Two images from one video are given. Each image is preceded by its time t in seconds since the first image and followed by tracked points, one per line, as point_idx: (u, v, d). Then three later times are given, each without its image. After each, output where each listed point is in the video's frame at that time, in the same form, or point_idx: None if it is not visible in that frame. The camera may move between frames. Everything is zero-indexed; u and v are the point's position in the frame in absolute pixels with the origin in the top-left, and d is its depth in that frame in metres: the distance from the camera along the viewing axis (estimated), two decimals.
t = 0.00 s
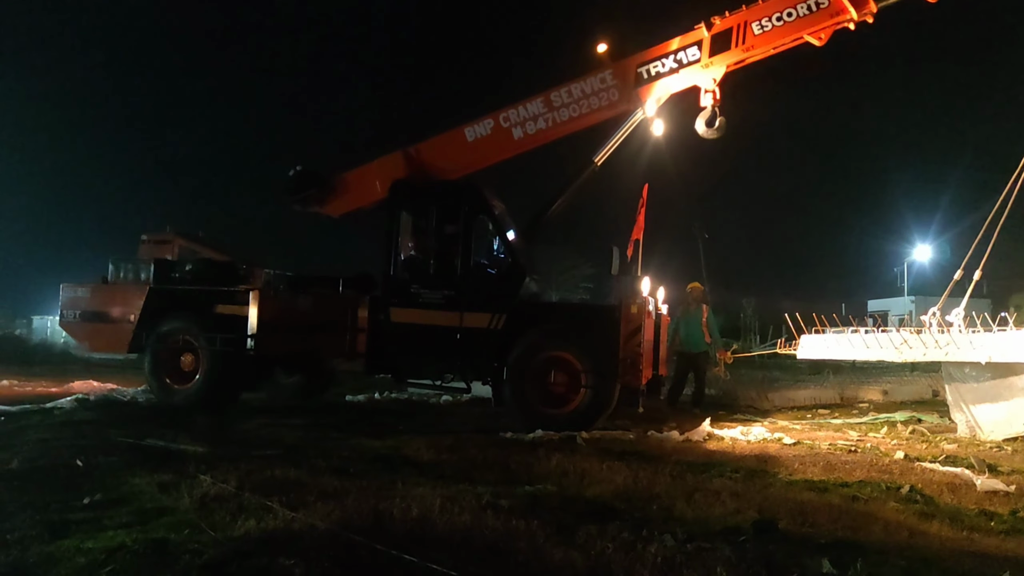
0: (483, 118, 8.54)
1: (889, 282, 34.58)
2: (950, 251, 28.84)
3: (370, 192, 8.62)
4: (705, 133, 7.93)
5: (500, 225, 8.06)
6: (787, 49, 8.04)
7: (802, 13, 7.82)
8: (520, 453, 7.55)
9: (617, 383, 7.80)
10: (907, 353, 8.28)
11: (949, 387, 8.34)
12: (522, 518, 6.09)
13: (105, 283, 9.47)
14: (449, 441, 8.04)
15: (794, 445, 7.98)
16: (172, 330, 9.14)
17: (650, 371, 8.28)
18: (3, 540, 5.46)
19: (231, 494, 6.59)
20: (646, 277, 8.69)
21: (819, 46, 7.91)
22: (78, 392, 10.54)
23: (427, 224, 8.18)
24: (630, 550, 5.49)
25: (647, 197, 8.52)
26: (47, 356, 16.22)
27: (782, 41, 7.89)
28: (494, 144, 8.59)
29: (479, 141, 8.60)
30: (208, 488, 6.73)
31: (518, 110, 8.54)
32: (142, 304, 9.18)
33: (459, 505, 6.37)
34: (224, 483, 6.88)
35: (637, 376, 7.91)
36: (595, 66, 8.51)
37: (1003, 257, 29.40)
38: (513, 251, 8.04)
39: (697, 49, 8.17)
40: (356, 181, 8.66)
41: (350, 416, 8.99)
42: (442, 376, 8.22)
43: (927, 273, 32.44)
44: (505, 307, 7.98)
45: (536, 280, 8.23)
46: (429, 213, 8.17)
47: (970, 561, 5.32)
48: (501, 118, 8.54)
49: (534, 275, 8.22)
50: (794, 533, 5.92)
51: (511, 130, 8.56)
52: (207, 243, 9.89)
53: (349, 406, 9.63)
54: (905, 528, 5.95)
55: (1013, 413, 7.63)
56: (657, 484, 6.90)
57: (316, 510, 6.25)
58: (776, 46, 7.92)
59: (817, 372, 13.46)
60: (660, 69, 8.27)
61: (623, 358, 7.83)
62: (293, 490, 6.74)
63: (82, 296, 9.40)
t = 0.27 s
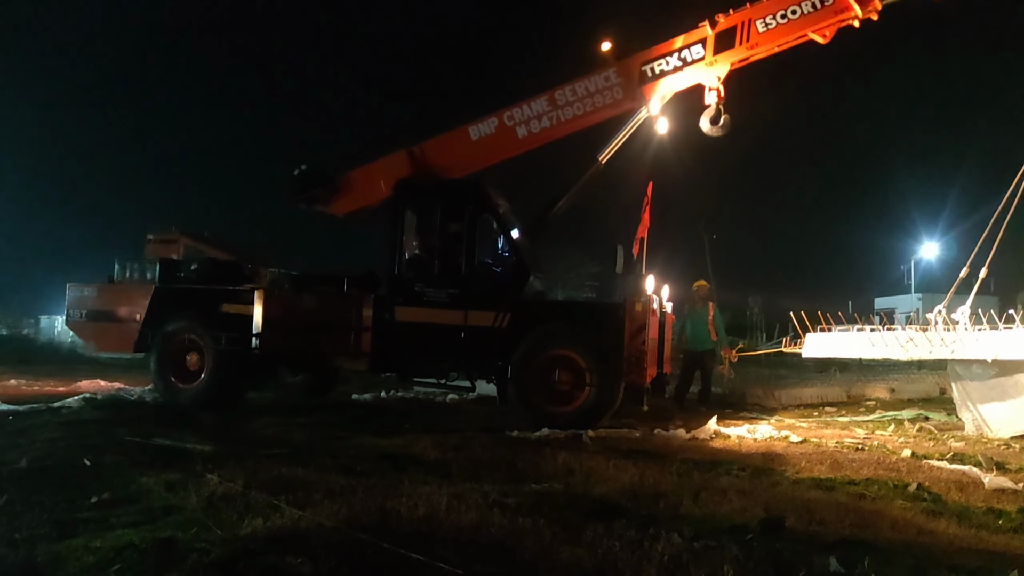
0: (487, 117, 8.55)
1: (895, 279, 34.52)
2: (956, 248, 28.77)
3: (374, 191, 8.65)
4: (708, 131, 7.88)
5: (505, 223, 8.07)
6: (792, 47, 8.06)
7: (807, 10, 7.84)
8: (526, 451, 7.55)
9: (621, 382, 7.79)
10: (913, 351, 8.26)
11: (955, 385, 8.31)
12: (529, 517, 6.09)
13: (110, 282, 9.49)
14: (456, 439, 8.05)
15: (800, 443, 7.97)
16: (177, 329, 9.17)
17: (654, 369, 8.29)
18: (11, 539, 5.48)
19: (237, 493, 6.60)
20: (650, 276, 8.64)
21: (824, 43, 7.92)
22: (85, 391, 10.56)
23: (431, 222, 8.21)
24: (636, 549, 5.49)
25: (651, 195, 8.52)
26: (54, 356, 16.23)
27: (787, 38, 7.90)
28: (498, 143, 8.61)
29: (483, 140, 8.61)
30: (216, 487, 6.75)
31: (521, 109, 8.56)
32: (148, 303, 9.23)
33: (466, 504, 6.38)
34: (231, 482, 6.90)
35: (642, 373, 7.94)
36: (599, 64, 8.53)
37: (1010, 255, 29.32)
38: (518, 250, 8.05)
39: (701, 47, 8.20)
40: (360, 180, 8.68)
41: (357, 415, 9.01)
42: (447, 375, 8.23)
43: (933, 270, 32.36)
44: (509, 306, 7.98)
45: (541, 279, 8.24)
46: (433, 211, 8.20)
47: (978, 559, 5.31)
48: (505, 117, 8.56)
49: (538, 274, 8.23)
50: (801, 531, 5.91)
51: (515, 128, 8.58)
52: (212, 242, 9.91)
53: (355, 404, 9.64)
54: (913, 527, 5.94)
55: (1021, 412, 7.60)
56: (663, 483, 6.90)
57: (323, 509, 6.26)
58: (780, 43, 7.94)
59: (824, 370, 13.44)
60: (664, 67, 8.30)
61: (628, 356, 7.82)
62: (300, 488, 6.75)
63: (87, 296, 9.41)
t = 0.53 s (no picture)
0: (488, 118, 8.58)
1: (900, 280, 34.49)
2: (962, 248, 28.74)
3: (376, 192, 8.69)
4: (711, 131, 8.00)
5: (505, 224, 8.13)
6: (793, 46, 8.10)
7: (808, 10, 7.87)
8: (531, 451, 7.56)
9: (622, 382, 7.79)
10: (917, 352, 8.25)
11: (960, 387, 8.27)
12: (534, 517, 6.09)
13: (115, 284, 9.51)
14: (460, 440, 8.06)
15: (806, 443, 7.97)
16: (180, 330, 9.20)
17: (656, 369, 8.31)
18: (18, 540, 5.50)
19: (243, 494, 6.61)
20: (652, 276, 8.63)
21: (826, 42, 7.98)
22: (90, 393, 10.59)
23: (433, 223, 8.28)
24: (641, 549, 5.48)
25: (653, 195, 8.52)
26: (60, 358, 16.26)
27: (788, 38, 7.95)
28: (500, 143, 8.64)
29: (485, 141, 8.64)
30: (221, 488, 6.76)
31: (523, 109, 8.58)
32: (150, 304, 9.25)
33: (471, 504, 6.37)
34: (237, 483, 6.91)
35: (644, 373, 7.86)
36: (600, 64, 8.55)
37: (1015, 254, 29.28)
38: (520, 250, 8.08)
39: (702, 47, 8.24)
40: (361, 181, 8.73)
41: (362, 416, 9.03)
42: (450, 375, 8.27)
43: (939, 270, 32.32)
44: (510, 306, 8.05)
45: (543, 279, 8.35)
46: (434, 210, 8.29)
47: (984, 560, 5.29)
48: (506, 117, 8.59)
49: (540, 274, 8.32)
50: (806, 531, 5.90)
51: (517, 129, 8.61)
52: (215, 244, 9.94)
53: (360, 405, 9.66)
54: (919, 527, 5.92)
55: None
56: (668, 483, 6.89)
57: (329, 509, 6.26)
58: (781, 43, 8.00)
59: (830, 371, 13.44)
60: (665, 67, 8.33)
61: (629, 356, 7.83)
62: (305, 489, 6.76)
63: (91, 298, 9.42)
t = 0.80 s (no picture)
0: (488, 120, 8.68)
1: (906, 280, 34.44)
2: (967, 248, 28.69)
3: (376, 195, 8.80)
4: (710, 133, 8.09)
5: (505, 226, 8.18)
6: (792, 47, 8.22)
7: (807, 11, 7.98)
8: (537, 454, 7.56)
9: (621, 385, 7.86)
10: (921, 354, 8.23)
11: (966, 390, 8.29)
12: (540, 519, 6.09)
13: (117, 286, 9.52)
14: (466, 442, 8.07)
15: (812, 445, 7.95)
16: (181, 333, 9.22)
17: (656, 371, 8.32)
18: (25, 543, 5.51)
19: (249, 497, 6.62)
20: (652, 277, 8.81)
21: (824, 43, 8.11)
22: (96, 396, 10.60)
23: (433, 225, 8.35)
24: (648, 552, 5.47)
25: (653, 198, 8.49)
26: (66, 361, 16.29)
27: (787, 39, 8.06)
28: (499, 145, 8.73)
29: (485, 143, 8.73)
30: (227, 490, 6.77)
31: (522, 111, 8.67)
32: (152, 307, 9.27)
33: (476, 506, 6.37)
34: (242, 485, 6.92)
35: (643, 375, 7.98)
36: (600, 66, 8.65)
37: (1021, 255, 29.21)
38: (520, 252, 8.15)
39: (701, 48, 8.33)
40: (362, 183, 8.86)
41: (368, 418, 9.05)
42: (453, 376, 8.29)
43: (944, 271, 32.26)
44: (510, 308, 8.10)
45: (543, 281, 8.34)
46: (434, 212, 8.35)
47: (992, 562, 5.27)
48: (506, 119, 8.68)
49: (539, 276, 8.30)
50: (813, 533, 5.88)
51: (516, 131, 8.69)
52: (218, 245, 9.92)
53: (365, 407, 9.68)
54: (926, 529, 5.90)
55: None
56: (674, 485, 6.88)
57: (335, 512, 6.26)
58: (780, 44, 8.10)
59: (836, 372, 13.43)
60: (664, 69, 8.43)
61: (628, 358, 7.91)
62: (311, 492, 6.76)
63: (93, 301, 9.46)
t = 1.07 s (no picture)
0: (489, 124, 8.93)
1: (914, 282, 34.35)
2: (975, 249, 28.60)
3: (378, 198, 9.09)
4: (709, 136, 8.19)
5: (505, 229, 8.42)
6: (791, 49, 8.33)
7: (806, 13, 8.09)
8: (544, 457, 7.57)
9: (621, 385, 8.03)
10: (927, 357, 8.27)
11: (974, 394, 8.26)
12: (547, 522, 6.09)
13: (122, 291, 9.61)
14: (473, 444, 8.09)
15: (820, 446, 7.95)
16: (184, 336, 9.26)
17: (654, 373, 8.49)
18: (34, 547, 5.53)
19: (257, 500, 6.64)
20: (652, 279, 8.99)
21: (823, 45, 8.18)
22: (104, 400, 10.63)
23: (433, 228, 8.51)
24: (655, 554, 5.45)
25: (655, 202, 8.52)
26: (76, 366, 16.33)
27: (786, 41, 8.18)
28: (499, 148, 8.99)
29: (485, 146, 9.00)
30: (235, 494, 6.78)
31: (522, 115, 8.92)
32: (156, 310, 9.31)
33: (484, 509, 6.37)
34: (250, 489, 6.93)
35: (641, 377, 8.16)
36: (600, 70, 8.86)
37: None
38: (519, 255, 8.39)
39: (700, 51, 8.50)
40: (365, 186, 9.14)
41: (375, 421, 9.08)
42: (459, 378, 8.34)
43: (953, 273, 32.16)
44: (510, 309, 8.25)
45: (543, 284, 8.39)
46: (434, 214, 8.50)
47: (1001, 564, 5.24)
48: (506, 123, 8.93)
49: (539, 277, 8.38)
50: (821, 536, 5.86)
51: (516, 134, 8.95)
52: (221, 248, 9.95)
53: (372, 410, 9.70)
54: (935, 531, 5.88)
55: None
56: (682, 487, 6.87)
57: (342, 515, 6.27)
58: (779, 46, 8.20)
59: (844, 374, 13.41)
60: (663, 72, 8.62)
61: (625, 360, 8.04)
62: (318, 495, 6.77)
63: (97, 305, 9.48)
